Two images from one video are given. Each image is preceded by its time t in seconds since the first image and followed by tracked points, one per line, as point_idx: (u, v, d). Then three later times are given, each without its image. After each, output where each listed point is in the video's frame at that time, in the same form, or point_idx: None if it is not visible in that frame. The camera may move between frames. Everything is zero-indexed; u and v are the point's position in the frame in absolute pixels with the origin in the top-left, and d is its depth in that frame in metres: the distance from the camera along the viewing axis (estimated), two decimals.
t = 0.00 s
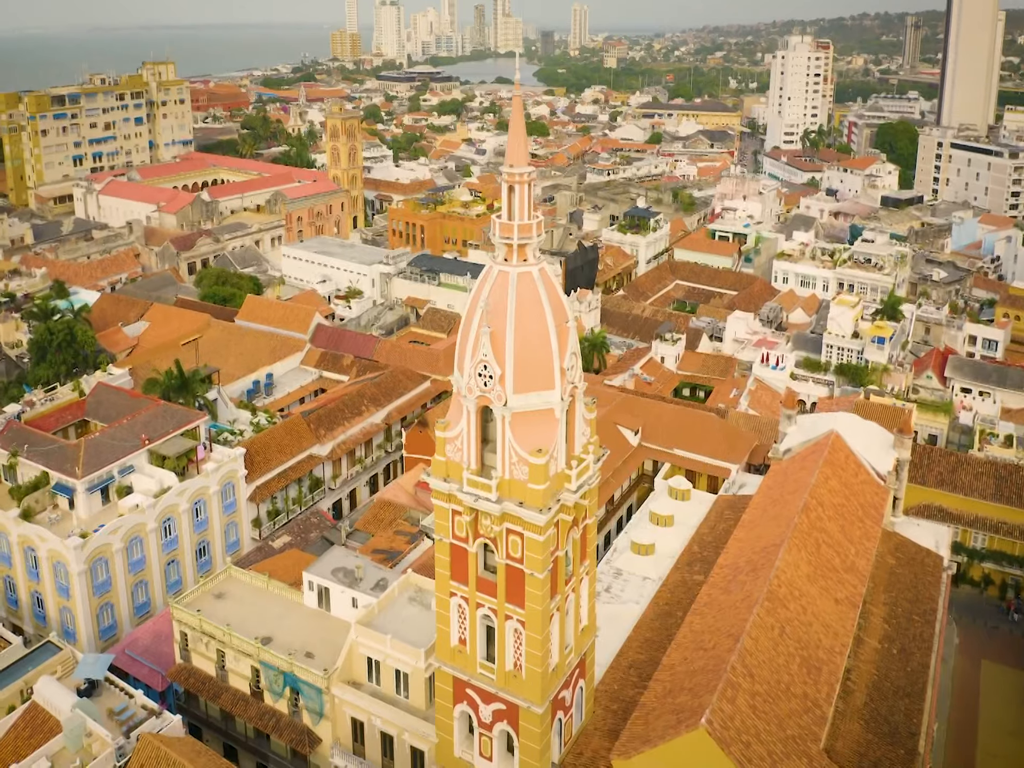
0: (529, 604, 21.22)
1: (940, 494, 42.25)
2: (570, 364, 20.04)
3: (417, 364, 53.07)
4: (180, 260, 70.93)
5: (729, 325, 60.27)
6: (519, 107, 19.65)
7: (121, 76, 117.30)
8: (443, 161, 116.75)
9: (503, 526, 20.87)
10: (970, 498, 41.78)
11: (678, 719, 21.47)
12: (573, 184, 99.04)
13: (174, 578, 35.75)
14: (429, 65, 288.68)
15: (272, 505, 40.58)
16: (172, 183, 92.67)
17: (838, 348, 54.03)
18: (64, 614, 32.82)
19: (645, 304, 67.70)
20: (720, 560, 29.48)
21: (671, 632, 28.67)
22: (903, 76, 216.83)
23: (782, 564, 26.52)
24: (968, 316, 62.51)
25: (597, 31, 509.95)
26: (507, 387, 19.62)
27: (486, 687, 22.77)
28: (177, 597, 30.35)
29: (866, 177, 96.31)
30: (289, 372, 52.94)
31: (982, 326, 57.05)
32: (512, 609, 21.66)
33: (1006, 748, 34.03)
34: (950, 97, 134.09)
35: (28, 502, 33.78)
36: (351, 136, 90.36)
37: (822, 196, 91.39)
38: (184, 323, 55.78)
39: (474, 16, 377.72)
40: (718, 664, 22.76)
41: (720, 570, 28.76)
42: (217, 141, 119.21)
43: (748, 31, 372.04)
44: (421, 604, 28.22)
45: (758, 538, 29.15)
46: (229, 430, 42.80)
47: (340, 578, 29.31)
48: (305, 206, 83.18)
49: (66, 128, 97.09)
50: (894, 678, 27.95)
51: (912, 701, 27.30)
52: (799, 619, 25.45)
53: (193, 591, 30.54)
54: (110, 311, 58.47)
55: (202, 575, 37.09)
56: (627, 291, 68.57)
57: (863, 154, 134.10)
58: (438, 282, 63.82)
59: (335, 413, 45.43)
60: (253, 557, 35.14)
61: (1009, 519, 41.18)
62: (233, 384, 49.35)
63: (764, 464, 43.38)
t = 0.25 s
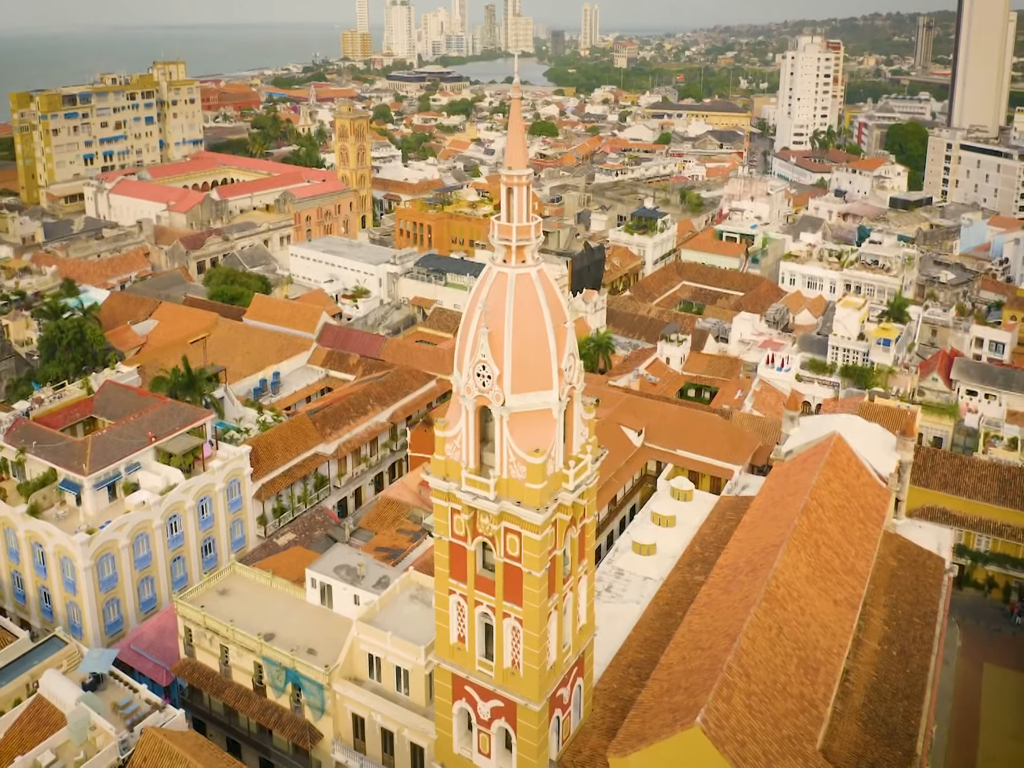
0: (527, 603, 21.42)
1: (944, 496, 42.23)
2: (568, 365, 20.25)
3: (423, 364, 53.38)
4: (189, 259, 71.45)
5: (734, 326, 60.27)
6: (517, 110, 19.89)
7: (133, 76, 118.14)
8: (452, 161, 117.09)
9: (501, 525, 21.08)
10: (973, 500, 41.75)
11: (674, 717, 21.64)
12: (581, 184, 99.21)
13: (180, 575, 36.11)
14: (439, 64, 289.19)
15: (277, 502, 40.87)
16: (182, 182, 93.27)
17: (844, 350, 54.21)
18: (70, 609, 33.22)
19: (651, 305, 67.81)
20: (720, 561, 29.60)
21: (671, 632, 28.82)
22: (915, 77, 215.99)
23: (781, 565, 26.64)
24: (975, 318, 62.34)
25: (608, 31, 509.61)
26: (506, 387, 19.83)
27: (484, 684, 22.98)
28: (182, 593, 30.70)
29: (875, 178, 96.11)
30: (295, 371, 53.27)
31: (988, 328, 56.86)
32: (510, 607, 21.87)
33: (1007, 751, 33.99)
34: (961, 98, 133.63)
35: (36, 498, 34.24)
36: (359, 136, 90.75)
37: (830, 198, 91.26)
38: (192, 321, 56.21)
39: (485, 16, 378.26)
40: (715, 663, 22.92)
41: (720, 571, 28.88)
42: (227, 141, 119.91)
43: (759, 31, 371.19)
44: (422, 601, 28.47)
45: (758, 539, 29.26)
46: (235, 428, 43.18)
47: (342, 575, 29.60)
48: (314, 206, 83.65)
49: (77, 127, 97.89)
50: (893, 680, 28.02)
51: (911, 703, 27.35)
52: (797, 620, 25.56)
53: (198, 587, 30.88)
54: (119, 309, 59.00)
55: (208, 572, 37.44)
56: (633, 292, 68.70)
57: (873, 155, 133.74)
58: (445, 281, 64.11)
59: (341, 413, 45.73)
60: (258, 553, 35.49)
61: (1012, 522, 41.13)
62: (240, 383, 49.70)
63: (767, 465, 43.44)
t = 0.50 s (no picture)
0: (524, 601, 21.61)
1: (948, 498, 42.22)
2: (565, 365, 20.45)
3: (429, 364, 53.66)
4: (197, 258, 71.88)
5: (740, 327, 60.27)
6: (516, 112, 20.08)
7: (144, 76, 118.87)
8: (460, 161, 117.42)
9: (499, 523, 21.31)
10: (977, 502, 41.72)
11: (669, 716, 21.81)
12: (589, 184, 99.35)
13: (185, 571, 36.48)
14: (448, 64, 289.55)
15: (282, 499, 41.18)
16: (192, 181, 93.89)
17: (849, 351, 54.38)
18: (77, 604, 33.61)
19: (657, 305, 67.90)
20: (720, 561, 29.74)
21: (670, 631, 28.96)
22: (926, 77, 215.21)
23: (779, 565, 26.76)
24: (981, 320, 62.19)
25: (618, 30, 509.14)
26: (503, 387, 20.06)
27: (482, 681, 23.20)
28: (186, 589, 31.03)
29: (883, 179, 95.88)
30: (302, 370, 53.66)
31: (995, 330, 56.63)
32: (507, 604, 22.05)
33: (1007, 754, 33.98)
34: (971, 99, 133.11)
35: (43, 494, 34.43)
36: (367, 136, 91.05)
37: (838, 198, 91.12)
38: (200, 320, 56.60)
39: (495, 16, 378.59)
40: (712, 662, 23.09)
41: (719, 571, 29.03)
42: (236, 140, 120.54)
43: (769, 32, 370.34)
44: (423, 599, 28.75)
45: (757, 539, 29.40)
46: (241, 426, 43.56)
47: (344, 572, 29.87)
48: (322, 205, 84.09)
49: (87, 126, 98.58)
50: (891, 681, 28.07)
51: (909, 704, 27.41)
52: (795, 620, 25.68)
53: (202, 584, 31.22)
54: (127, 308, 59.48)
55: (213, 568, 37.81)
56: (639, 292, 68.81)
57: (882, 156, 133.40)
58: (451, 281, 64.49)
59: (346, 411, 46.02)
60: (262, 550, 35.83)
61: (1016, 524, 41.11)
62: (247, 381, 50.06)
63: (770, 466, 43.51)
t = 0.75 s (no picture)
0: (522, 599, 21.81)
1: (951, 500, 42.15)
2: (563, 365, 20.66)
3: (434, 363, 53.90)
4: (206, 257, 72.40)
5: (745, 328, 60.38)
6: (514, 115, 20.29)
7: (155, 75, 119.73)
8: (468, 160, 117.81)
9: (497, 522, 21.53)
10: (980, 504, 41.65)
11: (665, 714, 21.99)
12: (596, 184, 99.56)
13: (191, 567, 36.86)
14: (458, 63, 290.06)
15: (287, 497, 41.48)
16: (201, 181, 94.52)
17: (854, 352, 54.63)
18: (83, 600, 34.04)
19: (663, 306, 68.05)
20: (719, 560, 29.90)
21: (669, 630, 29.13)
22: (937, 78, 214.56)
23: (778, 565, 26.90)
24: (988, 321, 62.00)
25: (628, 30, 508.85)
26: (501, 387, 20.30)
27: (481, 678, 23.43)
28: (191, 585, 31.38)
29: (892, 179, 95.67)
30: (308, 368, 54.01)
31: (1002, 331, 56.06)
32: (505, 602, 22.24)
33: (1008, 756, 33.97)
34: (981, 100, 132.59)
35: (51, 490, 34.91)
36: (375, 135, 91.37)
37: (846, 199, 90.99)
38: (207, 318, 57.06)
39: (505, 15, 379.02)
40: (708, 661, 23.25)
41: (719, 570, 29.19)
42: (246, 139, 121.24)
43: (780, 32, 369.54)
44: (424, 596, 29.02)
45: (757, 539, 29.53)
46: (247, 424, 43.92)
47: (346, 569, 30.09)
48: (331, 205, 84.58)
49: (98, 125, 99.35)
50: (890, 682, 28.13)
51: (907, 705, 27.45)
52: (793, 621, 25.81)
53: (207, 579, 31.56)
54: (136, 307, 60.05)
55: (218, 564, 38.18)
56: (645, 292, 68.95)
57: (892, 157, 133.07)
58: (457, 280, 64.60)
59: (351, 410, 46.30)
60: (266, 547, 36.16)
61: (1019, 526, 41.02)
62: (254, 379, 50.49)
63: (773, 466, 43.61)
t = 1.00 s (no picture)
0: (520, 596, 22.01)
1: (955, 502, 42.09)
2: (561, 365, 20.88)
3: (439, 363, 54.09)
4: (215, 255, 72.85)
5: (751, 329, 60.40)
6: (513, 117, 20.52)
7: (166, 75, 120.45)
8: (476, 160, 118.14)
9: (495, 520, 21.75)
10: (983, 507, 41.62)
11: (661, 712, 22.18)
12: (604, 184, 99.71)
13: (196, 563, 37.25)
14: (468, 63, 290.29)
15: (292, 495, 41.88)
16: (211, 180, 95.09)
17: (859, 354, 54.62)
18: (90, 595, 34.44)
19: (669, 306, 68.16)
20: (719, 560, 30.05)
21: (668, 630, 29.28)
22: (948, 79, 213.80)
23: (776, 565, 27.04)
24: (995, 322, 61.85)
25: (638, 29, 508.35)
26: (500, 386, 20.54)
27: (479, 674, 23.66)
28: (195, 581, 31.72)
29: (900, 181, 95.43)
30: (314, 367, 54.42)
31: (1009, 333, 56.14)
32: (503, 600, 22.46)
33: (1008, 759, 33.97)
34: (992, 101, 132.10)
35: (58, 486, 35.34)
36: (384, 135, 91.65)
37: (855, 200, 90.87)
38: (215, 317, 57.49)
39: (515, 15, 379.20)
40: (705, 660, 23.43)
41: (718, 570, 29.34)
42: (256, 138, 121.84)
43: (790, 32, 368.41)
44: (425, 593, 29.28)
45: (756, 540, 29.66)
46: (253, 422, 44.34)
47: (348, 566, 30.37)
48: (339, 204, 85.00)
49: (108, 125, 100.01)
50: (888, 682, 28.20)
51: (905, 706, 27.51)
52: (791, 621, 25.94)
53: (211, 575, 31.89)
54: (145, 305, 60.51)
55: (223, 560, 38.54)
56: (651, 293, 69.07)
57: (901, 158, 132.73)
58: (463, 280, 64.65)
59: (356, 408, 46.64)
60: (271, 544, 36.47)
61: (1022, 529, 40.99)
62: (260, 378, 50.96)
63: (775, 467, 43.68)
